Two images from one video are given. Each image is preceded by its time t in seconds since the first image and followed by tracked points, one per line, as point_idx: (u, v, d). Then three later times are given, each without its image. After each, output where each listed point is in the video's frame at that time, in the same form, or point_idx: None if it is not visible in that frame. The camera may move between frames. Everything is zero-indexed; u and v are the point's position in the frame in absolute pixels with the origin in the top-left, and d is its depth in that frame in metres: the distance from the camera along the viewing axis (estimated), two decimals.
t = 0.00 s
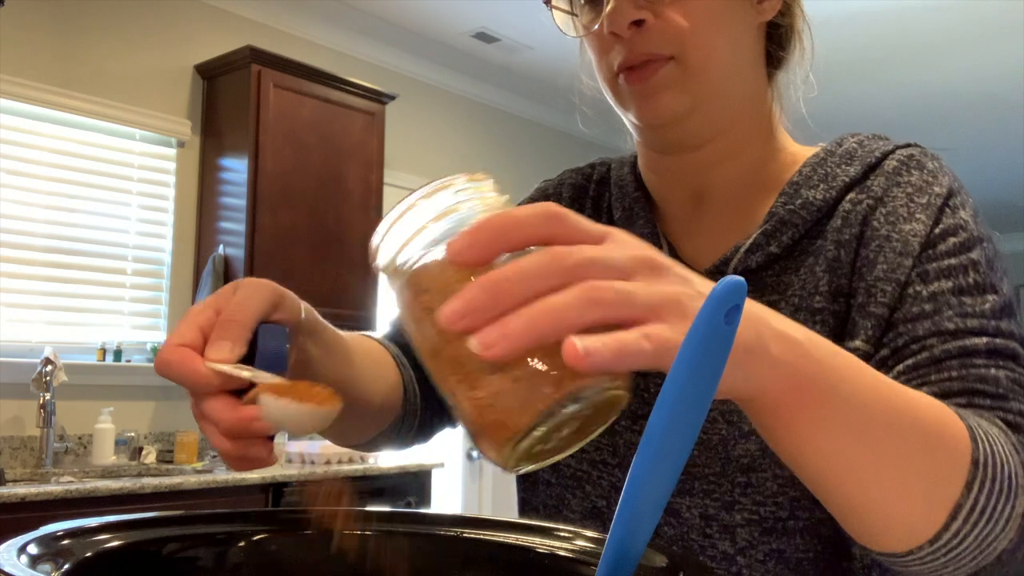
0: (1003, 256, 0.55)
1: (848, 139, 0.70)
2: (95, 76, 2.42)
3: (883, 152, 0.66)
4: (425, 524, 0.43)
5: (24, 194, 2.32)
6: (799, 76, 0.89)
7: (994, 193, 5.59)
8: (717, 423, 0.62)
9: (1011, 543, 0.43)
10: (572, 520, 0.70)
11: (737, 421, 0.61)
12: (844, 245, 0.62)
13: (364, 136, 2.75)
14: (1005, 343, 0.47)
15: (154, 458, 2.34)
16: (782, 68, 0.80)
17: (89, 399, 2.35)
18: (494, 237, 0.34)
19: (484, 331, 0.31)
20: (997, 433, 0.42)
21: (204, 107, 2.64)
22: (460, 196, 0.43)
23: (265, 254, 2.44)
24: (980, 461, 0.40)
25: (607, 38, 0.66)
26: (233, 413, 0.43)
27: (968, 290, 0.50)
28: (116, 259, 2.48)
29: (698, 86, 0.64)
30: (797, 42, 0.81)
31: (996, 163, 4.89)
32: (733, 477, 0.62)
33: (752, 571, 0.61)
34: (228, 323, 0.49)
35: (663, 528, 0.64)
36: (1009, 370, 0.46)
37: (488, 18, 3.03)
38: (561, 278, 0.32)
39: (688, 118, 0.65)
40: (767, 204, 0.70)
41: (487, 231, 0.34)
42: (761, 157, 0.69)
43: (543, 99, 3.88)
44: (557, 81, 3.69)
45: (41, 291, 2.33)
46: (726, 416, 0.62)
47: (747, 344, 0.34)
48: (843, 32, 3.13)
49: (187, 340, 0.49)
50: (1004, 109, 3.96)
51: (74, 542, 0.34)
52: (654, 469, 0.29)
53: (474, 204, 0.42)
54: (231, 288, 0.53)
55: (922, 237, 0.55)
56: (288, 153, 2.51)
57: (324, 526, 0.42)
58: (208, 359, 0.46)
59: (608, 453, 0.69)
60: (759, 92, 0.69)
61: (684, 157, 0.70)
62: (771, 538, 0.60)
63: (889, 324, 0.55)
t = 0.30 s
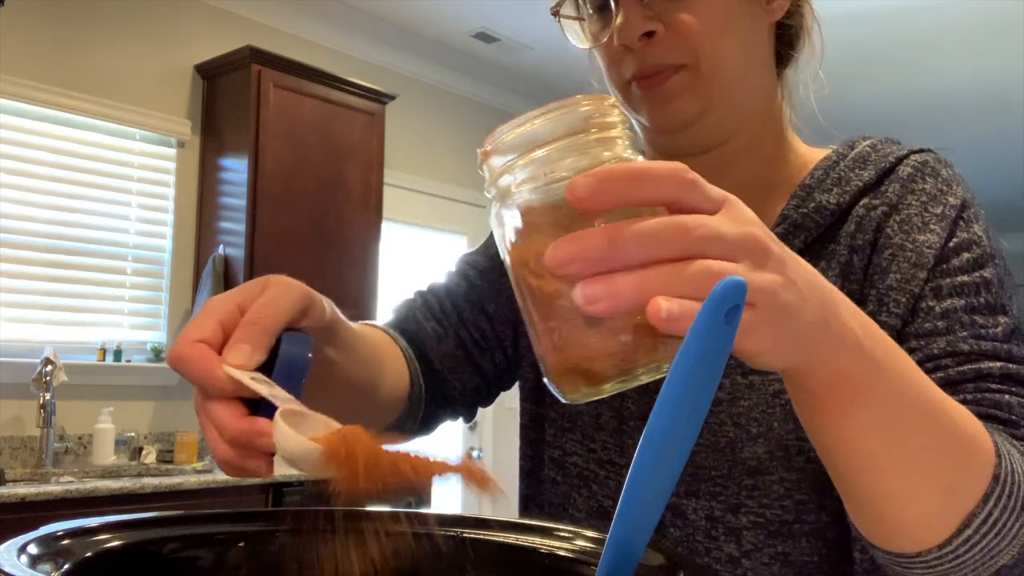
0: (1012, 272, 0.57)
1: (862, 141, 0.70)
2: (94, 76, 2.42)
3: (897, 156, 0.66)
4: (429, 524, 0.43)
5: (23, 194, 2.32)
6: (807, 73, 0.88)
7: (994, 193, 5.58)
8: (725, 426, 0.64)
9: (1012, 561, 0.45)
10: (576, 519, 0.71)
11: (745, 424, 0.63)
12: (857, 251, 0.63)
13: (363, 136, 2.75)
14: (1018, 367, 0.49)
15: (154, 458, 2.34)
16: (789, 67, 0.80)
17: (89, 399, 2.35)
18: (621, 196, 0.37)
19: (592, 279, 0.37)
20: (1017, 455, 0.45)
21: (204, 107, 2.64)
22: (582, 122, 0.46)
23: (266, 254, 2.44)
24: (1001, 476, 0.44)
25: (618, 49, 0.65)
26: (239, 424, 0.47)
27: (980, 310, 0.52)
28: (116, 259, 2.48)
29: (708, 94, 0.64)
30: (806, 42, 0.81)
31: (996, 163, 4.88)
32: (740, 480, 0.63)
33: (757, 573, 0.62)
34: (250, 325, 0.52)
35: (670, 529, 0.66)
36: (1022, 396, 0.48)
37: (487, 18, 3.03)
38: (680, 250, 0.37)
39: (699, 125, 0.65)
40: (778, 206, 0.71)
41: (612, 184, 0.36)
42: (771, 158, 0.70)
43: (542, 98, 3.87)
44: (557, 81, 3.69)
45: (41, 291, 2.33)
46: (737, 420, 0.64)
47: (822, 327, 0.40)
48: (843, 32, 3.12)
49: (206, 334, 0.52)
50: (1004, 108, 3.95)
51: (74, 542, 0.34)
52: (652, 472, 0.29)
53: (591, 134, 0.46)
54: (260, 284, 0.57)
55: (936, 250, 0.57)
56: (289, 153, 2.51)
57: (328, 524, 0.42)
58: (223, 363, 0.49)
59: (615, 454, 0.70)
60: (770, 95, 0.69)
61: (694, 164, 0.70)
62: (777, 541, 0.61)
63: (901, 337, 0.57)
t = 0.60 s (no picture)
0: (1009, 273, 0.56)
1: (864, 141, 0.70)
2: (95, 77, 2.42)
3: (897, 156, 0.66)
4: (430, 525, 0.43)
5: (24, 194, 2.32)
6: (814, 77, 0.88)
7: (994, 194, 5.57)
8: (731, 426, 0.64)
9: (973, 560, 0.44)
10: (582, 519, 0.71)
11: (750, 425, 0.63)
12: (856, 251, 0.63)
13: (364, 136, 2.75)
14: (1001, 368, 0.48)
15: (154, 458, 2.34)
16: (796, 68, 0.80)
17: (89, 399, 2.35)
18: (551, 222, 0.37)
19: (523, 305, 0.38)
20: (982, 457, 0.44)
21: (204, 107, 2.64)
22: (524, 152, 0.47)
23: (266, 254, 2.44)
24: (955, 475, 0.43)
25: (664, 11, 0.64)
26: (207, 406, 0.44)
27: (969, 310, 0.52)
28: (116, 259, 2.48)
29: (756, 69, 0.64)
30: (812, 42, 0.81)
31: (997, 163, 4.88)
32: (745, 480, 0.63)
33: (762, 573, 0.62)
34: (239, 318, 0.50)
35: (675, 529, 0.66)
36: (1003, 398, 0.48)
37: (487, 18, 3.03)
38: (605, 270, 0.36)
39: (740, 101, 0.65)
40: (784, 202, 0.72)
41: (539, 210, 0.37)
42: (783, 152, 0.71)
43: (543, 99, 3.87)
44: (558, 82, 3.69)
45: (41, 291, 2.33)
46: (740, 419, 0.64)
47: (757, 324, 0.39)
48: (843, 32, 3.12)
49: (196, 320, 0.51)
50: (1004, 108, 3.95)
51: (74, 542, 0.35)
52: (652, 467, 0.29)
53: (535, 161, 0.47)
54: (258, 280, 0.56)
55: (929, 250, 0.56)
56: (289, 154, 2.51)
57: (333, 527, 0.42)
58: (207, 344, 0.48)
59: (619, 454, 0.70)
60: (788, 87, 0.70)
61: (713, 148, 0.70)
62: (782, 540, 0.61)
63: (890, 335, 0.56)
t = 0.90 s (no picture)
0: (1008, 279, 0.56)
1: (867, 143, 0.70)
2: (95, 77, 2.42)
3: (900, 158, 0.66)
4: (430, 525, 0.42)
5: (23, 194, 2.32)
6: (822, 82, 0.88)
7: (994, 194, 5.57)
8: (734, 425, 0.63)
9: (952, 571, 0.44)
10: (584, 519, 0.71)
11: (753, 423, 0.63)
12: (856, 254, 0.63)
13: (364, 135, 2.75)
14: (992, 379, 0.49)
15: (154, 458, 2.34)
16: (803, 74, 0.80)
17: (89, 399, 2.35)
18: (513, 261, 0.38)
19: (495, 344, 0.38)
20: (962, 468, 0.44)
21: (204, 107, 2.64)
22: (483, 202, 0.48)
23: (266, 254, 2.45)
24: (930, 490, 0.43)
25: (694, 22, 0.66)
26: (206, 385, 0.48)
27: (965, 318, 0.52)
28: (116, 259, 2.48)
29: (774, 86, 0.65)
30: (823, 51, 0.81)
31: (997, 164, 4.87)
32: (745, 481, 0.63)
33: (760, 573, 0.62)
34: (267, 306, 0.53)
35: (675, 529, 0.66)
36: (991, 408, 0.48)
37: (487, 18, 3.03)
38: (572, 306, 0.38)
39: (754, 116, 0.66)
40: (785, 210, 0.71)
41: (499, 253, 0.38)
42: (791, 162, 0.71)
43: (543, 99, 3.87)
44: (558, 82, 3.68)
45: (41, 291, 2.33)
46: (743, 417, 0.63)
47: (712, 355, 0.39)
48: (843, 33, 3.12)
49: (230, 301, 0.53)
50: (1004, 109, 3.95)
51: (75, 542, 0.35)
52: (653, 459, 0.29)
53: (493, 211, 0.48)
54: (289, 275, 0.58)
55: (927, 256, 0.56)
56: (289, 154, 2.51)
57: (332, 527, 0.42)
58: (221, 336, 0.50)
59: (621, 455, 0.70)
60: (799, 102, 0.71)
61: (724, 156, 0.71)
62: (781, 541, 0.62)
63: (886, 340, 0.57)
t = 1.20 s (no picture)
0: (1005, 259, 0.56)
1: (863, 143, 0.70)
2: (95, 77, 2.42)
3: (895, 156, 0.66)
4: (436, 524, 0.43)
5: (23, 194, 2.32)
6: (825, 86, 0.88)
7: (993, 195, 5.57)
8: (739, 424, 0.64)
9: (977, 521, 0.43)
10: (586, 520, 0.71)
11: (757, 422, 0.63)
12: (853, 247, 0.63)
13: (364, 135, 2.75)
14: (993, 335, 0.48)
15: (154, 458, 2.35)
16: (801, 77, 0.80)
17: (89, 399, 2.35)
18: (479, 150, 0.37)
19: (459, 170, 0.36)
20: (962, 415, 0.44)
21: (204, 107, 2.64)
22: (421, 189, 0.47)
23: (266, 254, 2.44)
24: (940, 435, 0.42)
25: (640, 37, 0.66)
26: (292, 401, 0.49)
27: (963, 283, 0.51)
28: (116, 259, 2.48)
29: (732, 97, 0.64)
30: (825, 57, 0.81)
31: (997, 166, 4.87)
32: (752, 478, 0.63)
33: (772, 569, 0.62)
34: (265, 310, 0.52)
35: (682, 527, 0.66)
36: (993, 360, 0.47)
37: (487, 18, 3.03)
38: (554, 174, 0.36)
39: (719, 127, 0.65)
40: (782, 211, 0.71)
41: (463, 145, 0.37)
42: (782, 158, 0.71)
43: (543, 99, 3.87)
44: (558, 83, 3.68)
45: (42, 291, 2.33)
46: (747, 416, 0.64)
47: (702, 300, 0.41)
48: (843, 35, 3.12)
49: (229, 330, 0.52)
50: (1004, 111, 3.95)
51: (74, 542, 0.35)
52: (656, 464, 0.29)
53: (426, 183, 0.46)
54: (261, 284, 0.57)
55: (922, 236, 0.56)
56: (289, 154, 2.51)
57: (334, 528, 0.42)
58: (255, 349, 0.49)
59: (625, 455, 0.70)
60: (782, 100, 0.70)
61: (709, 161, 0.71)
62: (791, 536, 0.61)
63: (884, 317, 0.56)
